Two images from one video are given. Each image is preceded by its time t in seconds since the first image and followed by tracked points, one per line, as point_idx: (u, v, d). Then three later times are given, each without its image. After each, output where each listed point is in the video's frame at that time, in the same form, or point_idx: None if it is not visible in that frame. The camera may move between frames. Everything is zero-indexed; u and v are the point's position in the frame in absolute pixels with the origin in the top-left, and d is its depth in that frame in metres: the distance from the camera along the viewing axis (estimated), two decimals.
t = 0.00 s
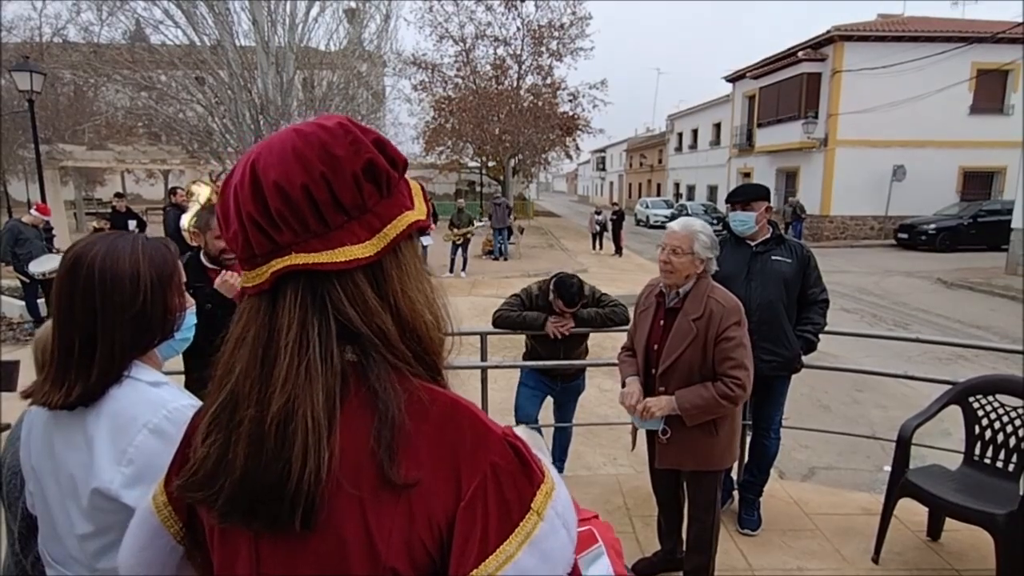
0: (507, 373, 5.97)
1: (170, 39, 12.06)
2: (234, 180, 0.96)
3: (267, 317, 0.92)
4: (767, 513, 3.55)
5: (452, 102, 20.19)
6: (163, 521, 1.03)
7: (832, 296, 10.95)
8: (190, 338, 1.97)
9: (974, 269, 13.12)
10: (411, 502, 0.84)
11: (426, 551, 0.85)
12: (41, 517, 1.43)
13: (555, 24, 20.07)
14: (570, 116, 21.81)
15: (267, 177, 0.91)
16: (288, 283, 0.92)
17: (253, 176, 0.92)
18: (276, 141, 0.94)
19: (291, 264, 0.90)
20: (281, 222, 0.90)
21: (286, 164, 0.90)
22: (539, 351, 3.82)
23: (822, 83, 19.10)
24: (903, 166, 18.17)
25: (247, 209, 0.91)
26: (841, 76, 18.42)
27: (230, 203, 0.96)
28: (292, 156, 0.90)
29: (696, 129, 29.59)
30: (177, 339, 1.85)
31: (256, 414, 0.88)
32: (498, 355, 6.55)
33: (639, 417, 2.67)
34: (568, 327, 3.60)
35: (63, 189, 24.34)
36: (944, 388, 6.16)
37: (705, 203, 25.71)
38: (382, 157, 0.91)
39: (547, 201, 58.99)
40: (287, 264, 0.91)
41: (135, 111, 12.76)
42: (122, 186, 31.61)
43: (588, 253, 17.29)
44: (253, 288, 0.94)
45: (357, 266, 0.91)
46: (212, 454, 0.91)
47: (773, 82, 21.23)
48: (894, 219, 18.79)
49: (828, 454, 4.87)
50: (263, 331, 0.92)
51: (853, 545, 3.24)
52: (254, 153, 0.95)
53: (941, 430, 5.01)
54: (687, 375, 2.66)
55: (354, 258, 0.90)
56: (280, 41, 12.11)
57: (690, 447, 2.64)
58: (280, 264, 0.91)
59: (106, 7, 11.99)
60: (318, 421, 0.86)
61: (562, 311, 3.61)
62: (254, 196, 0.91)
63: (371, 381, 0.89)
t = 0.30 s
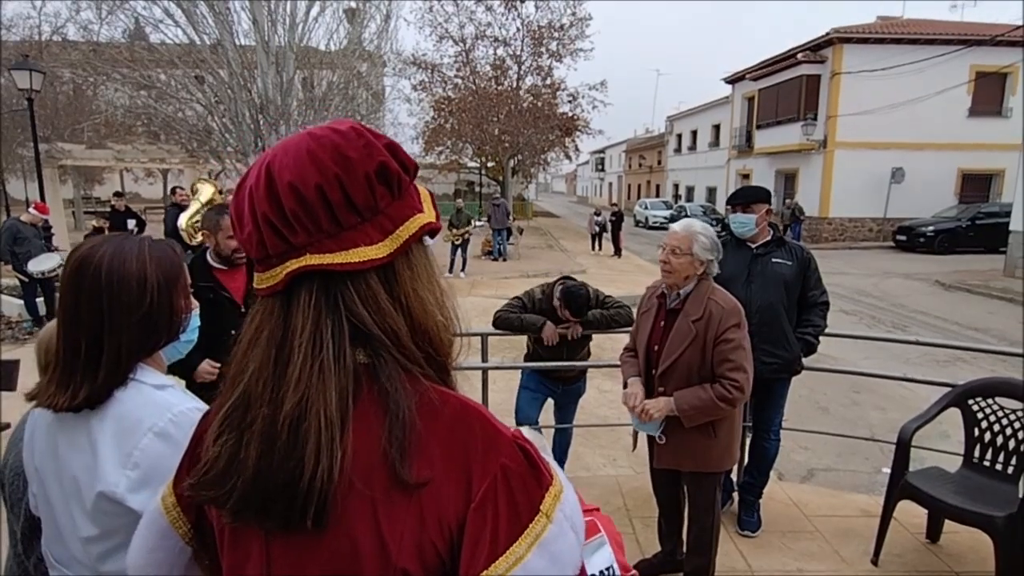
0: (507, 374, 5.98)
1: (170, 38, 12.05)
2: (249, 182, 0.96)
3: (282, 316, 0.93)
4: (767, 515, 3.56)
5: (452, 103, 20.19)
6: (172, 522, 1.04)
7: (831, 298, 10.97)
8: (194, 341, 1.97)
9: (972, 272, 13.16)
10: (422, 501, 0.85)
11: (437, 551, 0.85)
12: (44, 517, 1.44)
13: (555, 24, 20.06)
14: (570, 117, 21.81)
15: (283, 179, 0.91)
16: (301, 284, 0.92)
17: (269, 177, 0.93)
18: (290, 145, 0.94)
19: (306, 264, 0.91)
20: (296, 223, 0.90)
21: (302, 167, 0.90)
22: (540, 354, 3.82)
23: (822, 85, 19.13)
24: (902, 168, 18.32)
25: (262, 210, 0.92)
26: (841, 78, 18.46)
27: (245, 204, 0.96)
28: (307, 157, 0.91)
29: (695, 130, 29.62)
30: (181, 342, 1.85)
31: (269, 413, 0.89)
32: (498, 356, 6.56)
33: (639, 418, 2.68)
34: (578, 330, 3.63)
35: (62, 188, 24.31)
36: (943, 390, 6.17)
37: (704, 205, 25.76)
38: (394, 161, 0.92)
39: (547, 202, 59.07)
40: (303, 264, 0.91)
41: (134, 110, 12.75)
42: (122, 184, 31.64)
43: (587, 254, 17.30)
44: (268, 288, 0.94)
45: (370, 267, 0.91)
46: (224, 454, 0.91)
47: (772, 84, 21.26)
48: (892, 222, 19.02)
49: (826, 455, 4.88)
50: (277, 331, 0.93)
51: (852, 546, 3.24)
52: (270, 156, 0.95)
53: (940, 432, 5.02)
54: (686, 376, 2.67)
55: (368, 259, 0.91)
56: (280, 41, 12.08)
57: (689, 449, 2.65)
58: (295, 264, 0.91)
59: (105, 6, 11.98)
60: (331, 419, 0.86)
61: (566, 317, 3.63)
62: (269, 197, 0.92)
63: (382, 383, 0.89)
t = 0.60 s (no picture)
0: (507, 375, 5.98)
1: (169, 38, 12.02)
2: (252, 188, 0.96)
3: (288, 323, 0.93)
4: (767, 516, 3.56)
5: (451, 103, 20.19)
6: (177, 526, 1.04)
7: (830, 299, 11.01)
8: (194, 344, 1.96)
9: (970, 273, 13.20)
10: (430, 506, 0.85)
11: (444, 557, 0.85)
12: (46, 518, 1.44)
13: (554, 25, 20.07)
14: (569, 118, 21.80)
15: (286, 185, 0.91)
16: (307, 290, 0.92)
17: (272, 183, 0.93)
18: (293, 150, 0.94)
19: (312, 270, 0.91)
20: (301, 229, 0.90)
21: (306, 171, 0.90)
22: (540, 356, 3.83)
23: (820, 86, 19.16)
24: (899, 170, 18.30)
25: (267, 217, 0.92)
26: (839, 80, 18.51)
27: (249, 209, 0.96)
28: (311, 162, 0.91)
29: (694, 132, 29.67)
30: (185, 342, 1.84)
31: (276, 421, 0.89)
32: (497, 356, 6.57)
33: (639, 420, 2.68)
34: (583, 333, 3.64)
35: (60, 187, 24.29)
36: (942, 392, 6.18)
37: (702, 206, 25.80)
38: (397, 164, 0.92)
39: (545, 202, 59.14)
40: (309, 270, 0.91)
41: (132, 109, 12.73)
42: (120, 184, 31.65)
43: (586, 255, 17.31)
44: (273, 295, 0.95)
45: (376, 272, 0.91)
46: (231, 461, 0.91)
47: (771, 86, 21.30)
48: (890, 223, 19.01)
49: (825, 457, 4.89)
50: (284, 338, 0.93)
51: (852, 548, 3.25)
52: (272, 161, 0.95)
53: (938, 434, 5.03)
54: (688, 378, 2.67)
55: (374, 264, 0.91)
56: (280, 41, 12.05)
57: (688, 451, 2.65)
58: (301, 271, 0.91)
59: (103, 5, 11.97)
60: (339, 425, 0.86)
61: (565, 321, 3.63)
62: (273, 203, 0.92)
63: (389, 388, 0.89)
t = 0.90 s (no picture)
0: (504, 376, 5.98)
1: (163, 37, 11.95)
2: (252, 192, 0.96)
3: (290, 328, 0.92)
4: (763, 518, 3.57)
5: (446, 104, 20.17)
6: (176, 533, 1.04)
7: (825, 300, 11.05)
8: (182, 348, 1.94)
9: (964, 275, 13.25)
10: (433, 514, 0.85)
11: (447, 564, 0.85)
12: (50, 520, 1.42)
13: (550, 26, 20.09)
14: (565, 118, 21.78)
15: (286, 189, 0.90)
16: (309, 295, 0.92)
17: (271, 188, 0.92)
18: (293, 153, 0.94)
19: (313, 276, 0.90)
20: (301, 234, 0.89)
21: (306, 177, 0.90)
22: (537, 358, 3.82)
23: (815, 88, 19.22)
24: (893, 171, 18.36)
25: (267, 221, 0.91)
26: (834, 82, 18.50)
27: (249, 213, 0.96)
28: (312, 167, 0.90)
29: (689, 133, 29.74)
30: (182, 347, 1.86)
31: (277, 427, 0.88)
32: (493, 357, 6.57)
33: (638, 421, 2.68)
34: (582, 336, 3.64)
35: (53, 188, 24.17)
36: (937, 393, 6.21)
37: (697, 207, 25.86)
38: (397, 168, 0.92)
39: (541, 203, 59.29)
40: (310, 276, 0.90)
41: (126, 110, 12.65)
42: (114, 184, 31.54)
43: (581, 256, 17.32)
44: (275, 300, 0.94)
45: (377, 276, 0.91)
46: (231, 468, 0.91)
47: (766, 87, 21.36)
48: (886, 224, 18.87)
49: (821, 458, 4.90)
50: (284, 344, 0.92)
51: (849, 548, 3.26)
52: (271, 165, 0.95)
53: (933, 434, 5.05)
54: (687, 379, 2.67)
55: (375, 268, 0.90)
56: (275, 41, 11.98)
57: (687, 452, 2.66)
58: (301, 278, 0.91)
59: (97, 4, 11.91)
60: (341, 430, 0.86)
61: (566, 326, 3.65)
62: (273, 207, 0.91)
63: (390, 394, 0.88)
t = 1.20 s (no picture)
0: (499, 377, 5.98)
1: (154, 38, 11.86)
2: (251, 197, 0.95)
3: (290, 332, 0.92)
4: (759, 517, 3.58)
5: (439, 105, 20.14)
6: (176, 541, 1.04)
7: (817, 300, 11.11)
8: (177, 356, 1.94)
9: (955, 274, 13.34)
10: (436, 520, 0.85)
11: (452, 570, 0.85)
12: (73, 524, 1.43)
13: (542, 27, 20.12)
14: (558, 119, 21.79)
15: (287, 193, 0.90)
16: (310, 299, 0.91)
17: (271, 192, 0.92)
18: (292, 157, 0.93)
19: (314, 280, 0.90)
20: (302, 237, 0.89)
21: (306, 180, 0.90)
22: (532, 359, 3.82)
23: (806, 88, 19.31)
24: (884, 171, 18.47)
25: (267, 224, 0.91)
26: (826, 83, 18.61)
27: (249, 217, 0.95)
28: (311, 170, 0.90)
29: (682, 133, 29.81)
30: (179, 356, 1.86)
31: (278, 433, 0.88)
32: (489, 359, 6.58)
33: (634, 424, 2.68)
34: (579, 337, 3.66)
35: (43, 189, 23.98)
36: (929, 392, 6.25)
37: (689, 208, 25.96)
38: (397, 170, 0.92)
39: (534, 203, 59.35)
40: (310, 279, 0.90)
41: (117, 110, 12.56)
42: (104, 186, 31.31)
43: (575, 256, 17.35)
44: (274, 306, 0.94)
45: (379, 280, 0.91)
46: (232, 475, 0.91)
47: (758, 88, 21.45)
48: (877, 224, 19.06)
49: (815, 457, 4.92)
50: (284, 349, 0.92)
51: (845, 547, 3.27)
52: (271, 169, 0.94)
53: (926, 433, 5.08)
54: (683, 380, 2.68)
55: (376, 272, 0.90)
56: (267, 41, 11.94)
57: (684, 453, 2.67)
58: (302, 281, 0.90)
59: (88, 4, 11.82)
60: (342, 434, 0.85)
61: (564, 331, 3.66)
62: (274, 211, 0.91)
63: (392, 399, 0.88)
